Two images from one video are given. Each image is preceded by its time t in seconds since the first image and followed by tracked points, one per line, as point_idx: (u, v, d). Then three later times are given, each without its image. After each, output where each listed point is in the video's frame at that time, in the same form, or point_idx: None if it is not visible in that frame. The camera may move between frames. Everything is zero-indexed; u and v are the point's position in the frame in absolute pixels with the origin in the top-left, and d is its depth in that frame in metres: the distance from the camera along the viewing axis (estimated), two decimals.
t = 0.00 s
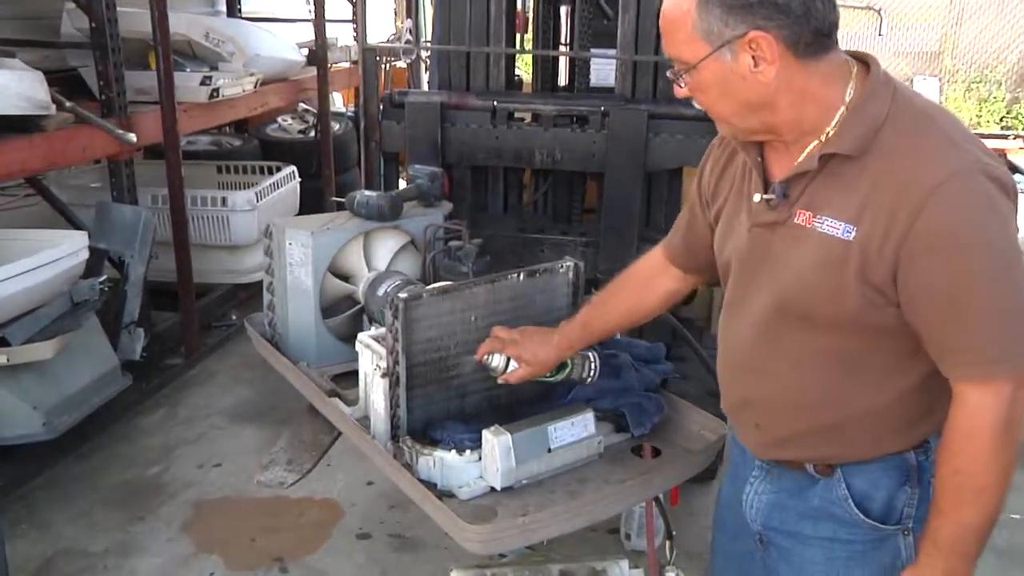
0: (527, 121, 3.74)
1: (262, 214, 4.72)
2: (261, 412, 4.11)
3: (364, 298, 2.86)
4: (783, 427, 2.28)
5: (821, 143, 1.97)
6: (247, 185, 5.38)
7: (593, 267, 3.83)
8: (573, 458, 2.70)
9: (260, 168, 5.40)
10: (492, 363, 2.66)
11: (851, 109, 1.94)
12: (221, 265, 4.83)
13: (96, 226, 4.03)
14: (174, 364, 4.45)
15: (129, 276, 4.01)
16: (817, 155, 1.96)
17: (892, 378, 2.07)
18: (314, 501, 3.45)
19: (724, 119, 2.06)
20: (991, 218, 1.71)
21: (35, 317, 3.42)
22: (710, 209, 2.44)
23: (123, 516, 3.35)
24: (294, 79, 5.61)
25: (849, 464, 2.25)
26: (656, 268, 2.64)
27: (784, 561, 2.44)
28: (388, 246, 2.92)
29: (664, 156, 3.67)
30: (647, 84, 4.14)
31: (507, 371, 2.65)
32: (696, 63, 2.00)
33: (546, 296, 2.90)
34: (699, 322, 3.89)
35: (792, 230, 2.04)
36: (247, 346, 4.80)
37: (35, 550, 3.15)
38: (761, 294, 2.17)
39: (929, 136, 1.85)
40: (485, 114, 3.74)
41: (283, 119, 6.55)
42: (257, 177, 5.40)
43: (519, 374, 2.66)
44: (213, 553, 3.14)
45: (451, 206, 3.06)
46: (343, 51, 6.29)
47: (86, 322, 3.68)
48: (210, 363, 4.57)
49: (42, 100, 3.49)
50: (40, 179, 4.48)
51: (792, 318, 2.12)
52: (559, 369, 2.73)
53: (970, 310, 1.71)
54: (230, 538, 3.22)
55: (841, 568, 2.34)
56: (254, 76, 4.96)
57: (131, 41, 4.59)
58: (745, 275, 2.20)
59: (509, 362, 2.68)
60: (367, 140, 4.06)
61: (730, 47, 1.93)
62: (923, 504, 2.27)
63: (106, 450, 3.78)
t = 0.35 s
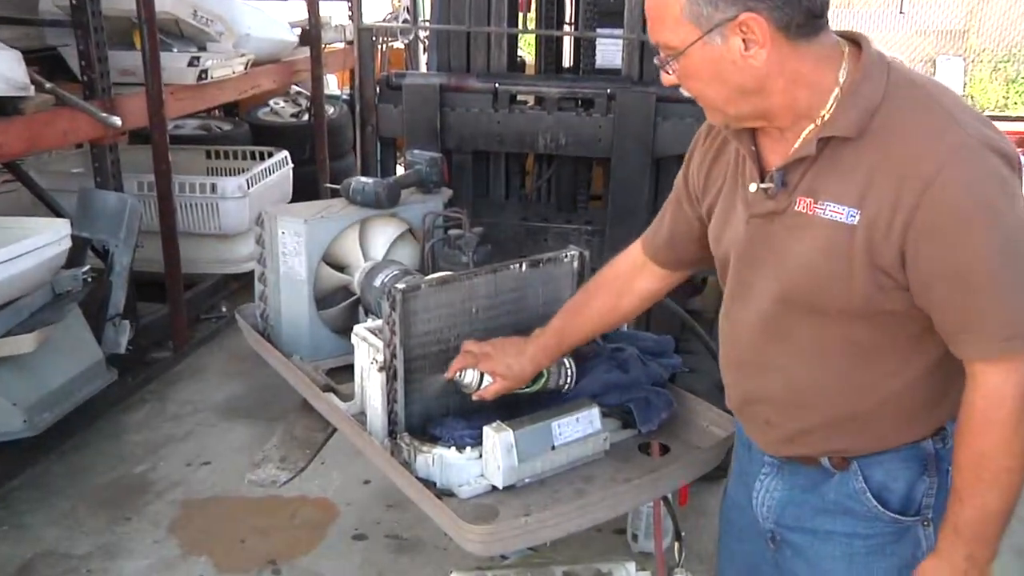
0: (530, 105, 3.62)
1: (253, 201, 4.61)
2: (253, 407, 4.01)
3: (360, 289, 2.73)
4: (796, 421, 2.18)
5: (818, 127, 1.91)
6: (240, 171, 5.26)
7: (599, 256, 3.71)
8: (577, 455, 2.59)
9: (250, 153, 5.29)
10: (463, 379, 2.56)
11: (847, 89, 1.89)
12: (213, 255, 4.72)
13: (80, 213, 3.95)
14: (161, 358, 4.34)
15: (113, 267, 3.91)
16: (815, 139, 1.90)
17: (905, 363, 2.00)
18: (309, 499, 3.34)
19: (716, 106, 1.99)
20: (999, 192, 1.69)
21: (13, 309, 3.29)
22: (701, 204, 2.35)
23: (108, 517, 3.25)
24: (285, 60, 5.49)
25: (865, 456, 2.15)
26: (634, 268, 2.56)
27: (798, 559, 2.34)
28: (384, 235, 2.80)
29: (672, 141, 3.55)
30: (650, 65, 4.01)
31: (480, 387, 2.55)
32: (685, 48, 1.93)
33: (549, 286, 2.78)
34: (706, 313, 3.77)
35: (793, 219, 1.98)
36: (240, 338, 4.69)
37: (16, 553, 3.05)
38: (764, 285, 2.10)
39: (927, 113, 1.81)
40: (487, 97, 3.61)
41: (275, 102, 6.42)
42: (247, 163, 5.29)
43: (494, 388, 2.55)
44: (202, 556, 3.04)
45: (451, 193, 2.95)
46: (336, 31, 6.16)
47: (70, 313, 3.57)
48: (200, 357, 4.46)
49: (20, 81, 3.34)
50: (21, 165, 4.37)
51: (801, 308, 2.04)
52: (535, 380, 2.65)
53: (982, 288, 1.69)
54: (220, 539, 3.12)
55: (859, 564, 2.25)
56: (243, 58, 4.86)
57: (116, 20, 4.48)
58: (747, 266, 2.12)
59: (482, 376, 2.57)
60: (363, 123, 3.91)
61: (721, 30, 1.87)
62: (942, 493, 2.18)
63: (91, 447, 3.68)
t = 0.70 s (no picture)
0: (533, 90, 3.50)
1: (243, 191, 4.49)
2: (245, 405, 3.90)
3: (356, 284, 2.62)
4: (811, 420, 2.07)
5: (807, 113, 1.85)
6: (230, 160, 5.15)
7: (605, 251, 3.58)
8: (583, 456, 2.48)
9: (239, 141, 5.18)
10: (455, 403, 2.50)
11: (835, 72, 1.83)
12: (204, 246, 4.63)
13: (60, 203, 3.84)
14: (147, 356, 4.24)
15: (97, 259, 3.78)
16: (806, 125, 1.84)
17: (917, 350, 1.91)
18: (303, 502, 3.24)
19: (701, 98, 1.94)
20: (999, 163, 1.62)
21: None
22: (695, 202, 2.24)
23: (91, 522, 3.14)
24: (277, 44, 5.38)
25: (885, 453, 2.05)
26: (618, 276, 2.43)
27: (822, 564, 2.23)
28: (381, 227, 2.68)
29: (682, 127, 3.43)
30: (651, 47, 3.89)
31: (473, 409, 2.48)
32: (664, 39, 1.88)
33: (554, 281, 2.67)
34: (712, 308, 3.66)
35: (790, 208, 1.90)
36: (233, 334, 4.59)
37: None
38: (765, 279, 2.00)
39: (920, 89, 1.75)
40: (487, 83, 3.48)
41: (266, 88, 6.30)
42: (236, 151, 5.18)
43: (486, 410, 2.48)
44: (190, 563, 2.94)
45: (450, 182, 2.83)
46: (328, 12, 6.04)
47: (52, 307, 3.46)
48: (189, 354, 4.35)
49: None
50: None
51: (807, 301, 1.94)
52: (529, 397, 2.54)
53: (988, 264, 1.62)
54: (208, 545, 3.02)
55: (886, 566, 2.15)
56: (234, 41, 4.73)
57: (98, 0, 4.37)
58: (747, 261, 2.02)
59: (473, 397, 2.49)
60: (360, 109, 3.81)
61: (699, 17, 1.83)
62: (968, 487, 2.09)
63: (73, 449, 3.57)
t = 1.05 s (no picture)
0: (534, 74, 3.37)
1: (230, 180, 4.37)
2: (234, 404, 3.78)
3: (348, 278, 2.51)
4: (821, 419, 1.95)
5: (815, 94, 1.72)
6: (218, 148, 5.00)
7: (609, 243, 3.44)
8: (587, 458, 2.36)
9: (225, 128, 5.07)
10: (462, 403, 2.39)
11: (845, 51, 1.71)
12: (186, 238, 4.50)
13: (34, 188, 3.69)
14: (129, 354, 4.12)
15: (75, 251, 3.66)
16: (812, 108, 1.72)
17: (931, 344, 1.79)
18: (293, 507, 3.13)
19: (704, 80, 1.83)
20: (1014, 148, 1.51)
21: None
22: (705, 191, 2.11)
23: (69, 529, 3.03)
24: (264, 24, 5.26)
25: (901, 454, 1.93)
26: (629, 269, 2.31)
27: (835, 572, 2.11)
28: (375, 218, 2.57)
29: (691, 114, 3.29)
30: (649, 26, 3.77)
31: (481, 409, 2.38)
32: (664, 17, 1.78)
33: (557, 274, 2.54)
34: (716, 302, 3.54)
35: (795, 196, 1.80)
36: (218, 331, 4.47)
37: None
38: (773, 270, 1.89)
39: (933, 69, 1.63)
40: (487, 66, 3.36)
41: (253, 71, 6.16)
42: (222, 138, 5.07)
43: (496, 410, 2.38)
44: (173, 572, 2.83)
45: (448, 171, 2.72)
46: None
47: (28, 303, 3.33)
48: (174, 351, 4.23)
49: None
50: None
51: (815, 293, 1.82)
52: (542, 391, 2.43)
53: (1000, 254, 1.51)
54: (192, 553, 2.91)
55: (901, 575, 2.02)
56: (218, 21, 4.64)
57: None
58: (754, 252, 1.91)
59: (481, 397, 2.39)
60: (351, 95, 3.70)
61: None
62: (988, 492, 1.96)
63: (51, 451, 3.46)
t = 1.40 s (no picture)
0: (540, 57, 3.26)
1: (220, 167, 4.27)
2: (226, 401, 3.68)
3: (344, 270, 2.41)
4: (837, 421, 1.84)
5: (839, 79, 1.62)
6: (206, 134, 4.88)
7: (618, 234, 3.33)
8: (594, 459, 2.26)
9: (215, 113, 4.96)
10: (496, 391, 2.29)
11: (873, 32, 1.60)
12: (175, 229, 4.42)
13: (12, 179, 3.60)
14: (113, 350, 4.01)
15: (58, 243, 3.58)
16: (834, 94, 1.61)
17: (955, 348, 1.68)
18: (285, 511, 3.03)
19: (728, 63, 1.73)
20: None
21: None
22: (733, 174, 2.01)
23: (50, 534, 2.93)
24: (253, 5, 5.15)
25: (923, 462, 1.81)
26: (665, 248, 2.20)
27: None
28: (371, 208, 2.46)
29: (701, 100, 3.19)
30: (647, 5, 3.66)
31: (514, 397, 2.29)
32: None
33: (562, 268, 2.44)
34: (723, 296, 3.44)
35: (815, 185, 1.69)
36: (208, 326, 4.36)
37: None
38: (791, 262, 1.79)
39: (966, 54, 1.52)
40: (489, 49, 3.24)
41: (244, 54, 6.04)
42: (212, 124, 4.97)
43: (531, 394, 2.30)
44: None
45: (447, 159, 2.61)
46: None
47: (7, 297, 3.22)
48: (158, 348, 4.11)
49: None
50: None
51: (833, 289, 1.72)
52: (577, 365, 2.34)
53: None
54: (179, 560, 2.81)
55: None
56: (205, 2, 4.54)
57: None
58: (772, 243, 1.81)
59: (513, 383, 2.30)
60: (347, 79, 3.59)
61: None
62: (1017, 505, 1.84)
63: (33, 452, 3.35)
